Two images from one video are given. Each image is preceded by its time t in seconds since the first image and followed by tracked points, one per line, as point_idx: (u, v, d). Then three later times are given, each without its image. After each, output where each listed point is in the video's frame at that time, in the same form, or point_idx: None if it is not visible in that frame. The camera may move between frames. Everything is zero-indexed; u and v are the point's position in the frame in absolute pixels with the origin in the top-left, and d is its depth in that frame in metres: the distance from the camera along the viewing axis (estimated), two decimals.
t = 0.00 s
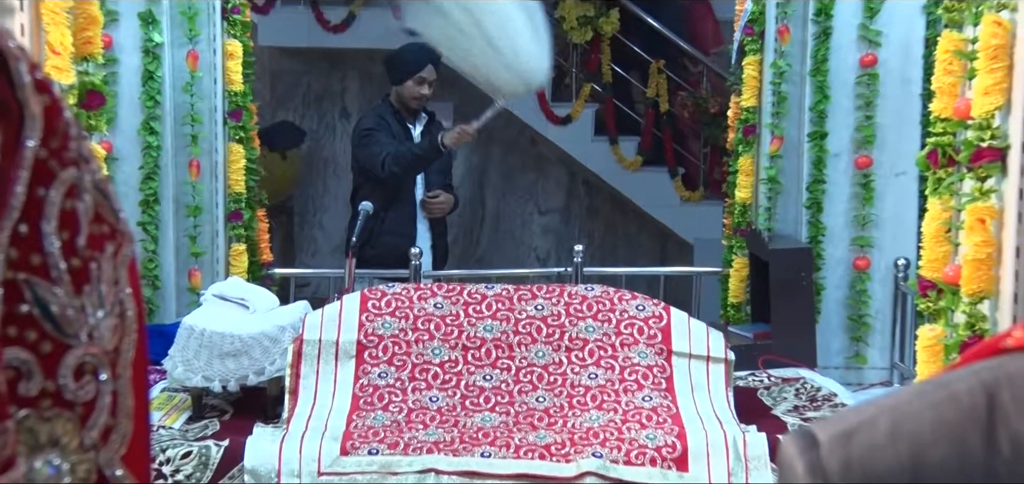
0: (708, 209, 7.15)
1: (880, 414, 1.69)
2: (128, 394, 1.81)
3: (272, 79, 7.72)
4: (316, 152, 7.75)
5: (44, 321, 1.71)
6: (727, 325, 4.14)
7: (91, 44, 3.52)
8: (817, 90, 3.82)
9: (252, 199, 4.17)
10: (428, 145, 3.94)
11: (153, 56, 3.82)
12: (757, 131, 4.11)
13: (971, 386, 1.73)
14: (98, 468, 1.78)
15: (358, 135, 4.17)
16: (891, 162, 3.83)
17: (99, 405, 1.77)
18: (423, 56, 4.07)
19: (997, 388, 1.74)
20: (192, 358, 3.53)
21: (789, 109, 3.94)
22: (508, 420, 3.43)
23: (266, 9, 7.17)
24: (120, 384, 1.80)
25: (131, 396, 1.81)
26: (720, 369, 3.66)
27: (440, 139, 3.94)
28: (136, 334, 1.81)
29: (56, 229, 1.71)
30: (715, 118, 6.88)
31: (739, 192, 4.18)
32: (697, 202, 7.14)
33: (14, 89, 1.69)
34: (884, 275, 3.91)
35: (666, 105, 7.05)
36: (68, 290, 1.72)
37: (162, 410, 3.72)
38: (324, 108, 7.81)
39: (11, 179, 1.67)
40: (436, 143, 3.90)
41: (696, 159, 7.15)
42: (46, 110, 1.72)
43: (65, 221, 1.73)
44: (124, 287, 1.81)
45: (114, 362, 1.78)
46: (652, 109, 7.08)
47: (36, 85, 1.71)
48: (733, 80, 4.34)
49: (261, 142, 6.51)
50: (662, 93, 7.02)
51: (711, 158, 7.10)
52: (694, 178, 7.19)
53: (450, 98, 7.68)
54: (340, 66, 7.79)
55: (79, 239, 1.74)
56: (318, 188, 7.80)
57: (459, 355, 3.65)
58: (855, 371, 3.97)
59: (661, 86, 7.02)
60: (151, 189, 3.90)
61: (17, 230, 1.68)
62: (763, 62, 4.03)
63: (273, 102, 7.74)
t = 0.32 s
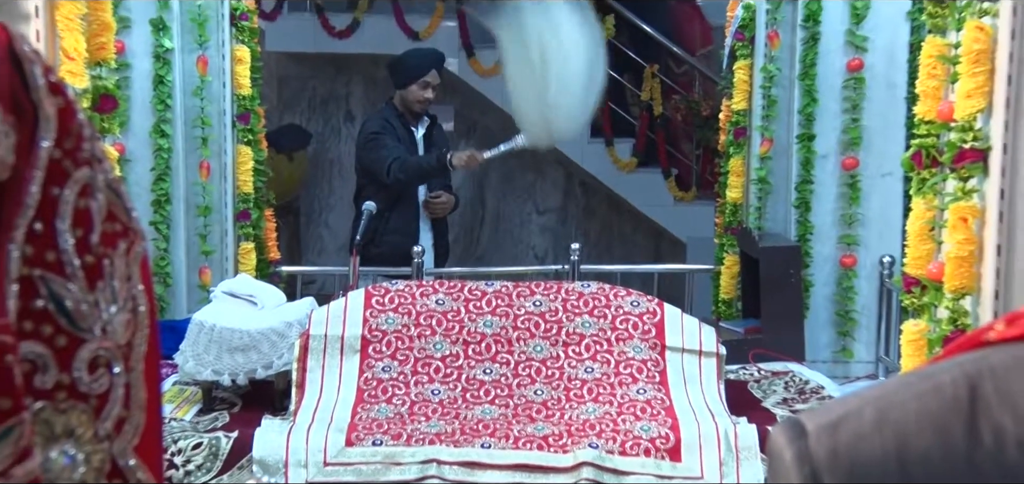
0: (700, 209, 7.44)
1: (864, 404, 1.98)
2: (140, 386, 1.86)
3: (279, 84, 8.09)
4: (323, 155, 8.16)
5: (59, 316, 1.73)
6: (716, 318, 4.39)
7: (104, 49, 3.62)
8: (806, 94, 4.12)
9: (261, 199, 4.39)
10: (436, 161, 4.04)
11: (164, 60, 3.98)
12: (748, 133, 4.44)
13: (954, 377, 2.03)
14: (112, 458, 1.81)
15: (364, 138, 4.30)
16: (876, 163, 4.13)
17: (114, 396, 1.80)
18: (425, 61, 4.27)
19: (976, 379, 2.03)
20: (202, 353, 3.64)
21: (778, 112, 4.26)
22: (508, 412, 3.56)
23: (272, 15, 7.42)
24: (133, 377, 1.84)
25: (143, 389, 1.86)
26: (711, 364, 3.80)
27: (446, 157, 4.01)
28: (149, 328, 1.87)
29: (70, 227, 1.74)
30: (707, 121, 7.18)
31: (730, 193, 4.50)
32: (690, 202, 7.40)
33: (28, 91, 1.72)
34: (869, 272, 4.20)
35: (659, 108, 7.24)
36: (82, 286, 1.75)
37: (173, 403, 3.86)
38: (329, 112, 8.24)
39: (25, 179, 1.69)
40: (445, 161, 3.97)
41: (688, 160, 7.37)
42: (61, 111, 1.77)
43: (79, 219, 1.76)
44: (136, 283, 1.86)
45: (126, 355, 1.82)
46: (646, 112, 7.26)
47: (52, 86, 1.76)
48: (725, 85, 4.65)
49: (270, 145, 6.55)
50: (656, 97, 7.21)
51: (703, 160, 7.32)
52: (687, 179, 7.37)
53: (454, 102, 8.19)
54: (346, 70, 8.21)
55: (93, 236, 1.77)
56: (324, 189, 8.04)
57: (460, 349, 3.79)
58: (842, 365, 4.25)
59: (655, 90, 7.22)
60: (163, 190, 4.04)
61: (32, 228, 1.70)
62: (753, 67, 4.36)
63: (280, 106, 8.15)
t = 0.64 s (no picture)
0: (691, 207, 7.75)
1: (848, 395, 1.76)
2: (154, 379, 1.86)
3: (288, 87, 8.38)
4: (330, 156, 8.42)
5: (76, 310, 1.75)
6: (707, 312, 4.67)
7: (120, 55, 3.79)
8: (793, 98, 4.32)
9: (270, 199, 4.65)
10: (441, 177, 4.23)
11: (179, 66, 4.19)
12: (737, 135, 4.68)
13: (936, 368, 1.81)
14: (127, 447, 1.82)
15: (371, 142, 4.47)
16: (861, 164, 4.36)
17: (129, 388, 1.81)
18: (429, 67, 4.45)
19: (959, 369, 1.80)
20: (215, 346, 3.86)
21: (767, 115, 4.50)
22: (507, 403, 3.73)
23: (283, 23, 7.55)
24: (148, 369, 1.84)
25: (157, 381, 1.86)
26: (703, 356, 3.96)
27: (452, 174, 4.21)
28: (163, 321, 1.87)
29: (89, 224, 1.76)
30: (699, 124, 7.14)
31: (721, 192, 4.75)
32: (683, 201, 7.66)
33: (47, 93, 1.75)
34: (854, 268, 4.42)
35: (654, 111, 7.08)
36: (99, 281, 1.77)
37: (188, 394, 4.04)
38: (337, 115, 8.48)
39: (44, 178, 1.72)
40: (450, 180, 4.18)
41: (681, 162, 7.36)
42: (79, 114, 1.78)
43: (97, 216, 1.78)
44: (151, 278, 1.87)
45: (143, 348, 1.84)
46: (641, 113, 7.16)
47: (71, 88, 1.78)
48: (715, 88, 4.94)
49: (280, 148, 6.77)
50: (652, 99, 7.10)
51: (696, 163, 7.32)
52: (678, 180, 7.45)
53: (457, 106, 8.46)
54: (352, 74, 8.44)
55: (110, 233, 1.79)
56: (332, 190, 8.34)
57: (462, 343, 3.96)
58: (828, 358, 4.48)
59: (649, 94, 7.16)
60: (178, 190, 4.26)
61: (52, 226, 1.72)
62: (742, 73, 4.60)
63: (289, 109, 8.44)
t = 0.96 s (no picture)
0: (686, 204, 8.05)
1: (834, 381, 1.72)
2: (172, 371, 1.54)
3: (300, 92, 8.88)
4: (338, 157, 8.74)
5: (98, 304, 1.46)
6: (698, 304, 5.04)
7: (139, 63, 4.01)
8: (779, 101, 4.87)
9: (283, 199, 4.91)
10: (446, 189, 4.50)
11: (197, 73, 4.46)
12: (725, 137, 5.22)
13: (916, 357, 1.78)
14: (149, 436, 1.52)
15: (379, 146, 4.68)
16: (844, 166, 4.92)
17: (151, 377, 1.51)
18: (434, 72, 4.67)
19: (939, 358, 1.78)
20: (231, 338, 4.09)
21: (754, 118, 5.06)
22: (508, 392, 3.93)
23: (294, 32, 7.95)
24: (169, 360, 1.54)
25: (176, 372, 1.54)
26: (694, 348, 4.17)
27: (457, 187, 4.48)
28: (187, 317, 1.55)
29: (110, 223, 1.45)
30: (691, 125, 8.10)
31: (711, 192, 5.28)
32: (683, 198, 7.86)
33: (68, 97, 1.45)
34: (836, 263, 4.99)
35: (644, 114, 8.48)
36: (120, 277, 1.47)
37: (205, 385, 4.26)
38: (344, 118, 8.99)
39: (65, 179, 1.42)
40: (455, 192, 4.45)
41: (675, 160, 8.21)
42: (100, 118, 1.48)
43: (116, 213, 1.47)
44: (170, 275, 1.54)
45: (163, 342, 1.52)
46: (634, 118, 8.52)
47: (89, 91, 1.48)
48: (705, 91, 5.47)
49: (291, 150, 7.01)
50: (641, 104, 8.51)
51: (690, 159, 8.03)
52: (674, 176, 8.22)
53: (460, 109, 8.96)
54: (359, 79, 9.04)
55: (130, 232, 1.48)
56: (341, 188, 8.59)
57: (465, 335, 4.16)
58: (813, 349, 5.01)
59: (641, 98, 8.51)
60: (195, 190, 4.53)
61: (73, 224, 1.42)
62: (731, 78, 5.14)
63: (300, 113, 8.91)
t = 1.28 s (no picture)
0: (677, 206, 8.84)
1: (823, 373, 1.86)
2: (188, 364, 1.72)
3: (311, 96, 9.13)
4: (349, 159, 9.13)
5: (115, 301, 1.62)
6: (693, 299, 5.27)
7: (160, 69, 4.21)
8: (769, 105, 5.13)
9: (296, 199, 5.25)
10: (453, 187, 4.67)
11: (213, 79, 4.72)
12: (718, 138, 5.59)
13: (901, 349, 1.90)
14: (164, 427, 1.69)
15: (388, 147, 4.89)
16: (832, 167, 5.18)
17: (166, 372, 1.68)
18: (439, 76, 4.92)
19: (921, 351, 1.90)
20: (246, 332, 4.33)
21: (745, 121, 5.33)
22: (511, 383, 4.12)
23: (306, 39, 8.79)
24: (183, 354, 1.71)
25: (190, 366, 1.72)
26: (688, 341, 4.36)
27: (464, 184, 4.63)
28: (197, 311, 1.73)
29: (128, 222, 1.63)
30: (683, 130, 8.78)
31: (705, 192, 5.68)
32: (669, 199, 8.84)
33: (89, 101, 1.61)
34: (825, 259, 5.26)
35: (642, 117, 8.91)
36: (138, 274, 1.64)
37: (222, 375, 4.45)
38: (355, 121, 9.16)
39: (87, 180, 1.57)
40: (462, 189, 4.60)
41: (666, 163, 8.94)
42: (118, 121, 1.65)
43: (133, 214, 1.64)
44: (184, 272, 1.72)
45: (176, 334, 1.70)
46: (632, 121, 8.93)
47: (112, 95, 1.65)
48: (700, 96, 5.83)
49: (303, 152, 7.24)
50: (638, 108, 8.89)
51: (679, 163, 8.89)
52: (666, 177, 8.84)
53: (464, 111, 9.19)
54: (369, 84, 9.14)
55: (147, 230, 1.65)
56: (350, 190, 9.09)
57: (469, 328, 4.36)
58: (802, 340, 5.31)
59: (637, 102, 8.88)
60: (211, 190, 4.77)
61: (92, 224, 1.59)
62: (723, 83, 5.48)
63: (311, 116, 9.14)
